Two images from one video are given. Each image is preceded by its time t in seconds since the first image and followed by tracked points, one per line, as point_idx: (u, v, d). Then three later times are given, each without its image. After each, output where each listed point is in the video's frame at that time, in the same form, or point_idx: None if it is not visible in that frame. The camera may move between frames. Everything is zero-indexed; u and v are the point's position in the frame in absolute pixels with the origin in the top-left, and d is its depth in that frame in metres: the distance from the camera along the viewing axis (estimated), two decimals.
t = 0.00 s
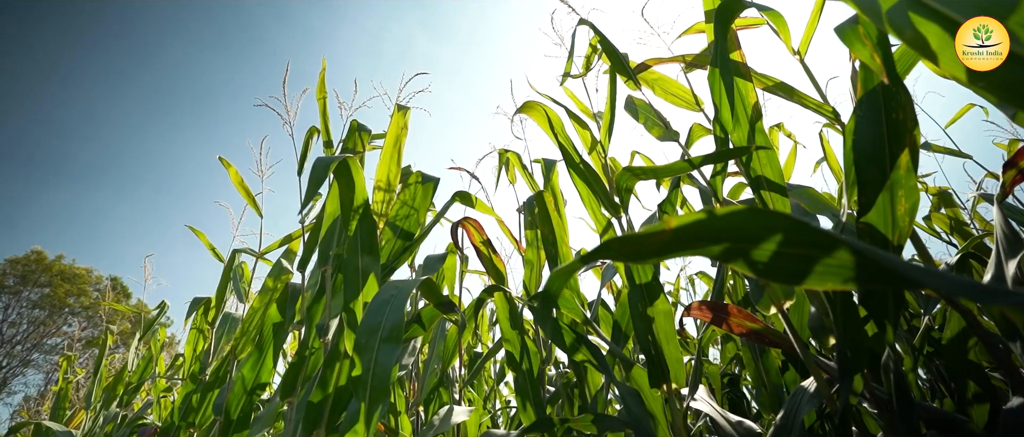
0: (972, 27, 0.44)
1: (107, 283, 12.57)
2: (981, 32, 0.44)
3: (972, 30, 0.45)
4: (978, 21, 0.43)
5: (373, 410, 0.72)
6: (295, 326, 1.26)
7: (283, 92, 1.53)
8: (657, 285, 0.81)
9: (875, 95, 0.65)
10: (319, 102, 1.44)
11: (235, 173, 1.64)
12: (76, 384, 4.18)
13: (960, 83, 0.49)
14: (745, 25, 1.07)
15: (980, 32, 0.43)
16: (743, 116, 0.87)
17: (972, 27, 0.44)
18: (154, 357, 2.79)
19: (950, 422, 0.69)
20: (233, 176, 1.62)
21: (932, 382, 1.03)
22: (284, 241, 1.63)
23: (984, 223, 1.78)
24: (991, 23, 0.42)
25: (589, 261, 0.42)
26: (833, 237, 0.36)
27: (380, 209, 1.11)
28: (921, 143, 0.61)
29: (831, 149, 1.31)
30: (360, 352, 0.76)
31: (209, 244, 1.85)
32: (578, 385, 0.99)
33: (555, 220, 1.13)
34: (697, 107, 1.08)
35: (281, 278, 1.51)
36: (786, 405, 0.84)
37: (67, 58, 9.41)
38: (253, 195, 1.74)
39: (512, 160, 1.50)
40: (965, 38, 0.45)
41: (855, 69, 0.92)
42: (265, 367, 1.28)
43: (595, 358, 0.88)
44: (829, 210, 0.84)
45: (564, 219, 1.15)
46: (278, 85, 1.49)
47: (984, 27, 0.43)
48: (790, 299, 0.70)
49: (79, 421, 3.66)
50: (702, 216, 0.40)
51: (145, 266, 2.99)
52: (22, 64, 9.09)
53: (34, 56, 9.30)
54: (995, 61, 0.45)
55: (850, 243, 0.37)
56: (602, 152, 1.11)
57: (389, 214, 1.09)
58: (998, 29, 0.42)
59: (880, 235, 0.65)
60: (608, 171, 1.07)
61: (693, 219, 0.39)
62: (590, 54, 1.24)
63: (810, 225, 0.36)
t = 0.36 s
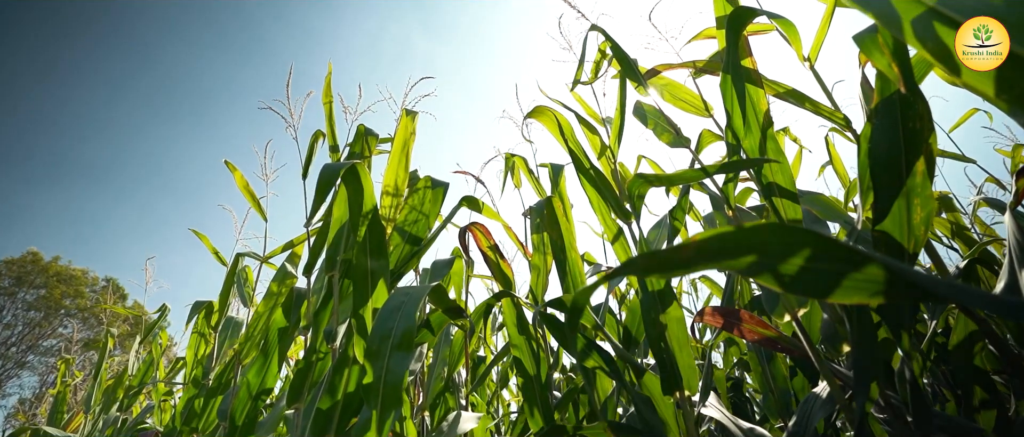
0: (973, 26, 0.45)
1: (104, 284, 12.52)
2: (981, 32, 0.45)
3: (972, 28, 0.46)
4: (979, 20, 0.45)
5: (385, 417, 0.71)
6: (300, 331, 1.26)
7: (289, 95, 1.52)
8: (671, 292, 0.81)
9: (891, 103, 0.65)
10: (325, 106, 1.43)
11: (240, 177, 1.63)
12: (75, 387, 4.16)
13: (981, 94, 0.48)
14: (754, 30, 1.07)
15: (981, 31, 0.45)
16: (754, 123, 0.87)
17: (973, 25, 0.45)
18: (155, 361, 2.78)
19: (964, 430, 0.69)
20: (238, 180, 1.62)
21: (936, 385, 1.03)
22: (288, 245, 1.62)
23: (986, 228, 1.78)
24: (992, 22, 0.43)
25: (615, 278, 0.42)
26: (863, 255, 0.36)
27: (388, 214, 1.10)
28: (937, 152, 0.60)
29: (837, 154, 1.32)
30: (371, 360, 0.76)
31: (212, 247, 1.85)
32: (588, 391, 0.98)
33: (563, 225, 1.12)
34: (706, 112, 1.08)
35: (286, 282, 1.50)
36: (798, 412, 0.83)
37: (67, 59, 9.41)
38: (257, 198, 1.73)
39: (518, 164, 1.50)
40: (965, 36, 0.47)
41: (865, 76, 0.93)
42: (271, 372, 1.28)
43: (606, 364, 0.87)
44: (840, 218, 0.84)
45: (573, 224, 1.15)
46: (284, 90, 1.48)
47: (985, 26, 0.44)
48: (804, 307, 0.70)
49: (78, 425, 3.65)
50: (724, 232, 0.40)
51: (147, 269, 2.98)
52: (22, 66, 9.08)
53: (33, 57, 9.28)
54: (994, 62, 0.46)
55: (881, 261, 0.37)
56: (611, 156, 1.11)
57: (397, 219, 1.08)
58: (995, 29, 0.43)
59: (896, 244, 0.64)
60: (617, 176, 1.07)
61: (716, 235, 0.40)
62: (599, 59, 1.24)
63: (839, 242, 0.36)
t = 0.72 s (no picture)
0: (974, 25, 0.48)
1: (100, 286, 12.43)
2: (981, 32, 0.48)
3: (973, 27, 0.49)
4: (980, 21, 0.48)
5: (398, 426, 0.70)
6: (304, 336, 1.24)
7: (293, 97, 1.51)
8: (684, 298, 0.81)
9: (909, 110, 0.65)
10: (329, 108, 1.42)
11: (243, 179, 1.62)
12: (71, 389, 4.12)
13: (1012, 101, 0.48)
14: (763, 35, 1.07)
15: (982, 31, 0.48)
16: (766, 129, 0.87)
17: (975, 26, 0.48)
18: (154, 364, 2.75)
19: None
20: (241, 183, 1.60)
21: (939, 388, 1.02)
22: (291, 248, 1.61)
23: (985, 232, 1.80)
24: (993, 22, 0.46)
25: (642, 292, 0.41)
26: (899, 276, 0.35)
27: (396, 218, 1.09)
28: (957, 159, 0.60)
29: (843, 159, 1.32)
30: (382, 367, 0.75)
31: (214, 250, 1.83)
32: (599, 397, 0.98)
33: (572, 230, 1.12)
34: (716, 117, 1.08)
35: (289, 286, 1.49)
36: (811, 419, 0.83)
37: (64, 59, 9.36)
38: (260, 201, 1.72)
39: (524, 168, 1.50)
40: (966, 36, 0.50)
41: (875, 82, 0.93)
42: (275, 377, 1.27)
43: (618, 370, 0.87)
44: (853, 224, 0.83)
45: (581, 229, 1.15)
46: (289, 91, 1.47)
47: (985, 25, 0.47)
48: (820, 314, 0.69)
49: (74, 428, 3.61)
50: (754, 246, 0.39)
51: (145, 271, 2.95)
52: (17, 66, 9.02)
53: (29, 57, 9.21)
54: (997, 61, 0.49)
55: (916, 279, 0.36)
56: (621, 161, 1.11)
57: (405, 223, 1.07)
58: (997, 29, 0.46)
59: (913, 252, 0.64)
60: (627, 181, 1.07)
61: (741, 250, 0.39)
62: (607, 63, 1.24)
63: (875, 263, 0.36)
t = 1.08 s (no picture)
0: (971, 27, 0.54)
1: (92, 286, 12.30)
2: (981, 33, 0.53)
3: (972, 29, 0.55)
4: (980, 21, 0.54)
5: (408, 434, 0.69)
6: (307, 340, 1.23)
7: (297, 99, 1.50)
8: (695, 304, 0.80)
9: (925, 118, 0.65)
10: (334, 110, 1.41)
11: (244, 181, 1.60)
12: (63, 392, 4.08)
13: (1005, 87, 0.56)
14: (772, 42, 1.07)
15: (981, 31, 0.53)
16: (777, 135, 0.88)
17: (973, 27, 0.54)
18: (149, 366, 2.72)
19: None
20: (242, 184, 1.59)
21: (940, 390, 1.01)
22: (292, 251, 1.60)
23: (982, 238, 1.82)
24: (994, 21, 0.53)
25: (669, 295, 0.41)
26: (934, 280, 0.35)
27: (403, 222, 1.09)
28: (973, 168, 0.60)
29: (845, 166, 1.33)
30: (392, 374, 0.74)
31: (213, 252, 1.81)
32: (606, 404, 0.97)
33: (579, 235, 1.11)
34: (724, 123, 1.08)
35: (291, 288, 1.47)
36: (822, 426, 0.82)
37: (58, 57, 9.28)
38: (261, 203, 1.70)
39: (529, 171, 1.49)
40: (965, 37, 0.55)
41: (883, 90, 0.94)
42: (277, 381, 1.25)
43: (627, 376, 0.86)
44: (864, 232, 0.83)
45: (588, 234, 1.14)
46: (292, 93, 1.46)
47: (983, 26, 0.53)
48: (835, 322, 0.69)
49: (65, 431, 3.56)
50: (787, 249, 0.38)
51: (140, 272, 2.91)
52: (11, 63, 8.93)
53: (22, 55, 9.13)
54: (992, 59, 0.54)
55: (949, 285, 0.36)
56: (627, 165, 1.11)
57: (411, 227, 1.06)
58: (998, 29, 0.52)
59: (928, 260, 0.64)
60: (635, 185, 1.07)
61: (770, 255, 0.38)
62: (614, 67, 1.24)
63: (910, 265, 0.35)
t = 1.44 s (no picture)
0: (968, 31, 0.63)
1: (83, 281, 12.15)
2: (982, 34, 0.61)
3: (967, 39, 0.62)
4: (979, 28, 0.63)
5: None
6: (309, 342, 1.21)
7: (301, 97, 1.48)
8: (707, 312, 0.80)
9: (945, 131, 0.65)
10: (339, 109, 1.39)
11: (245, 179, 1.58)
12: (52, 388, 4.02)
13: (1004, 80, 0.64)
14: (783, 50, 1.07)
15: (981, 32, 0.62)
16: (787, 144, 0.87)
17: (975, 27, 0.61)
18: (141, 364, 2.69)
19: None
20: (243, 182, 1.57)
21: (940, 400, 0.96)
22: (292, 250, 1.58)
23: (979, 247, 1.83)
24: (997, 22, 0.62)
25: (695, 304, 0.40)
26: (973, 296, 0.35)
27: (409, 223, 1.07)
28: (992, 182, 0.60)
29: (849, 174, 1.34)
30: (401, 378, 0.72)
31: (211, 251, 1.78)
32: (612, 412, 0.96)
33: (586, 240, 1.10)
34: (733, 130, 1.08)
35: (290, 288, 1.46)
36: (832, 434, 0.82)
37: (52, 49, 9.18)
38: (262, 201, 1.68)
39: (534, 174, 1.48)
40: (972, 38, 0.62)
41: (895, 100, 0.93)
42: (276, 382, 1.24)
43: (638, 384, 0.85)
44: (876, 241, 0.83)
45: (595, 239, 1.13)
46: (295, 90, 1.44)
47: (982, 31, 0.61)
48: (849, 332, 0.68)
49: (54, 428, 3.51)
50: (824, 262, 0.39)
51: (133, 267, 2.87)
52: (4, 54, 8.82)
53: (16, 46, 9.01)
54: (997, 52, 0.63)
55: (988, 302, 0.35)
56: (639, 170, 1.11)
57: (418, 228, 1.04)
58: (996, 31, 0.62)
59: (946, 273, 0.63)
60: (644, 191, 1.06)
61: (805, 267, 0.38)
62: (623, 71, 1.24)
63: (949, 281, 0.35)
